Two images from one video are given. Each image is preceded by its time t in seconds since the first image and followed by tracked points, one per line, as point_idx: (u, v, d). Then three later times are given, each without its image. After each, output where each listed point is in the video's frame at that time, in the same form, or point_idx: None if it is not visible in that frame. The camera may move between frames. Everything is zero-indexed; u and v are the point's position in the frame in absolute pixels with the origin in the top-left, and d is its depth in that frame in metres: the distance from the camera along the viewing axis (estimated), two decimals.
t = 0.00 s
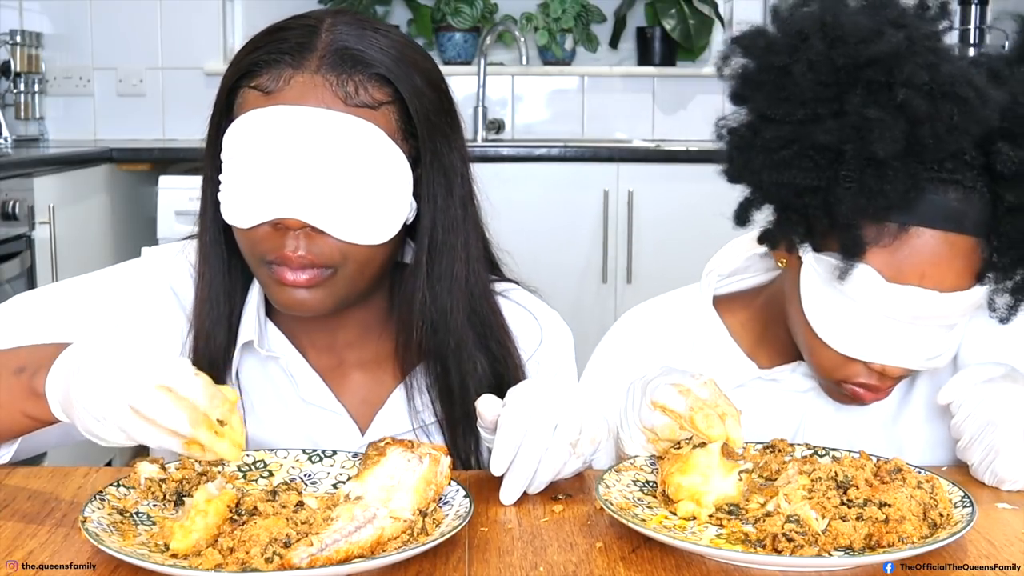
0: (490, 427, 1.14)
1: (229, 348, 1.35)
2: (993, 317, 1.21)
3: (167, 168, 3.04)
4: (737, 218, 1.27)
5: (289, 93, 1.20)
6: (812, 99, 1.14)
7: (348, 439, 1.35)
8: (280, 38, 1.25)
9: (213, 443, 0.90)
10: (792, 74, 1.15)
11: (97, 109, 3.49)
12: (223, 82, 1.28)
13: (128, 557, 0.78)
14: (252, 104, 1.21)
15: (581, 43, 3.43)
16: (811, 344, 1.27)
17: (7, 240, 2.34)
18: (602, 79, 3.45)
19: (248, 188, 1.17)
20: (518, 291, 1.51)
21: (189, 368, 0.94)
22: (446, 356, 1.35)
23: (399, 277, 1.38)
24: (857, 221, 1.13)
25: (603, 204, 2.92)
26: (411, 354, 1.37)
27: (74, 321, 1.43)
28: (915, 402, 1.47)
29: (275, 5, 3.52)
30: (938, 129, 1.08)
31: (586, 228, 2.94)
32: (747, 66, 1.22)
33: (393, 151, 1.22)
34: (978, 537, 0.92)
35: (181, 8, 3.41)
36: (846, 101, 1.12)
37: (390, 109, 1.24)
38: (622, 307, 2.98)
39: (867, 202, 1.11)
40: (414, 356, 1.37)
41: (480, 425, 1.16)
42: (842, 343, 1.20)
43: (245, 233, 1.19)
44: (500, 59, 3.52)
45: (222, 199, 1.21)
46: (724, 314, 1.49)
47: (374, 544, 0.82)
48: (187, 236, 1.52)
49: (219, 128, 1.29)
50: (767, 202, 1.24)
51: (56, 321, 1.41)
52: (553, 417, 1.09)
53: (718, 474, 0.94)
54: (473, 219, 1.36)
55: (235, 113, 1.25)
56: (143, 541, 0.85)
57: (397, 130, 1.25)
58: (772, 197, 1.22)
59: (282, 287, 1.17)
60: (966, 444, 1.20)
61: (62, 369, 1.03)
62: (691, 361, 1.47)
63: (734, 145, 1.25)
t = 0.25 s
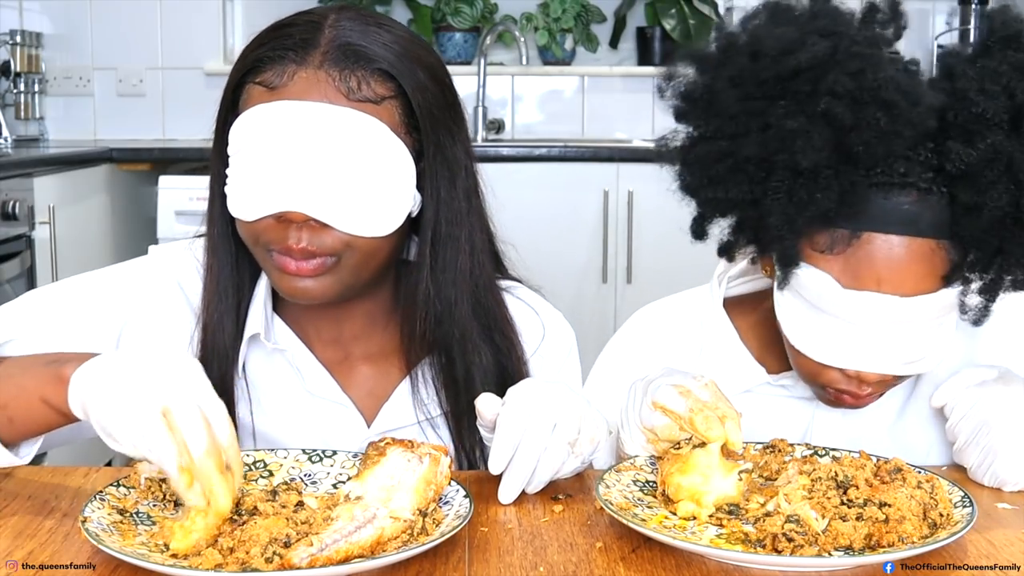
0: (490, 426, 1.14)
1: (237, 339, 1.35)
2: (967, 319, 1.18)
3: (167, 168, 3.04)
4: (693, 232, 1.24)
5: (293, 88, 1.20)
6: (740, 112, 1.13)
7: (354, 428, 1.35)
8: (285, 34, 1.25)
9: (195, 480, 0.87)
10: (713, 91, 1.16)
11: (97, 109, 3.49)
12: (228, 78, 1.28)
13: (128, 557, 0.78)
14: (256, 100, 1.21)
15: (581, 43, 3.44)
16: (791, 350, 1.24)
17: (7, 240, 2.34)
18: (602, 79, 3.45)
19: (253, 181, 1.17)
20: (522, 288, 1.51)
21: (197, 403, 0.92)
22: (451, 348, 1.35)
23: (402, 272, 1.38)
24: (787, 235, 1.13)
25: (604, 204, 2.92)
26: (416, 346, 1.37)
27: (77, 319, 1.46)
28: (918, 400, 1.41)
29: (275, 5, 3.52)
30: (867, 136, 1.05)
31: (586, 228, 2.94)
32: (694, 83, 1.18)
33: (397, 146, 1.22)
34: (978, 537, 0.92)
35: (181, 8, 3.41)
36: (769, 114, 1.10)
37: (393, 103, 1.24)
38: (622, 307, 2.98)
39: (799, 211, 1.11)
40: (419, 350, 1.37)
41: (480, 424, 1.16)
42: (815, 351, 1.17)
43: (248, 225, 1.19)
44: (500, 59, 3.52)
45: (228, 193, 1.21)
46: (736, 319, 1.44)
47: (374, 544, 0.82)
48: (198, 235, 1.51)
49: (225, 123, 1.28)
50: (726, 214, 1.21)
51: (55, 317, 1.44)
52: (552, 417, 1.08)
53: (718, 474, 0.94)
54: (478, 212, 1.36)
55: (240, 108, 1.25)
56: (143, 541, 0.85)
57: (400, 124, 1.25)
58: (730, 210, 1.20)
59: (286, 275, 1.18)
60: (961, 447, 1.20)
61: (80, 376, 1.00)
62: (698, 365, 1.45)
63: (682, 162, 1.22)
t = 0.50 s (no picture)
0: (490, 426, 1.14)
1: (239, 335, 1.35)
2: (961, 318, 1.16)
3: (168, 168, 3.04)
4: (687, 231, 1.24)
5: (297, 82, 1.20)
6: (729, 112, 1.13)
7: (358, 425, 1.36)
8: (289, 29, 1.25)
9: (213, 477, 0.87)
10: (704, 90, 1.16)
11: (97, 109, 3.49)
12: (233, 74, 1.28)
13: (128, 557, 0.78)
14: (260, 94, 1.21)
15: (581, 43, 3.44)
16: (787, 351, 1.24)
17: (8, 240, 2.34)
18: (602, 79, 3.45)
19: (257, 175, 1.17)
20: (524, 288, 1.52)
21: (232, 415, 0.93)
22: (454, 344, 1.35)
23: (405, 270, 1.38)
24: (778, 233, 1.13)
25: (604, 204, 2.92)
26: (420, 342, 1.37)
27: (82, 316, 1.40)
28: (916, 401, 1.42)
29: (275, 5, 3.52)
30: (857, 133, 1.06)
31: (586, 228, 2.94)
32: (683, 83, 1.20)
33: (400, 141, 1.22)
34: (978, 537, 0.92)
35: (181, 8, 3.41)
36: (759, 111, 1.10)
37: (396, 98, 1.24)
38: (622, 307, 2.98)
39: (789, 209, 1.12)
40: (422, 346, 1.37)
41: (479, 424, 1.16)
42: (810, 351, 1.17)
43: (252, 219, 1.19)
44: (500, 59, 3.52)
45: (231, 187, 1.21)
46: (735, 320, 1.44)
47: (374, 544, 0.82)
48: (201, 235, 1.52)
49: (230, 119, 1.29)
50: (718, 213, 1.22)
51: (63, 314, 1.37)
52: (552, 417, 1.08)
53: (718, 474, 0.94)
54: (480, 209, 1.36)
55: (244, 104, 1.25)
56: (143, 541, 0.85)
57: (403, 119, 1.25)
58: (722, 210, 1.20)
59: (289, 270, 1.18)
60: (959, 447, 1.19)
61: (102, 375, 1.03)
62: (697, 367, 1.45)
63: (674, 162, 1.22)
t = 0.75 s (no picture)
0: (490, 426, 1.14)
1: (240, 334, 1.35)
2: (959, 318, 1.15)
3: (167, 168, 3.04)
4: (686, 231, 1.23)
5: (302, 81, 1.20)
6: (727, 112, 1.13)
7: (358, 424, 1.35)
8: (294, 28, 1.25)
9: (251, 482, 0.90)
10: (703, 91, 1.15)
11: (97, 109, 3.49)
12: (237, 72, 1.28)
13: (128, 557, 0.78)
14: (265, 93, 1.21)
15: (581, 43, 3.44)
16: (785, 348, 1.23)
17: (8, 240, 2.34)
18: (602, 79, 3.45)
19: (260, 173, 1.18)
20: (524, 288, 1.52)
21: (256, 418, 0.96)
22: (454, 344, 1.35)
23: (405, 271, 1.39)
24: (775, 233, 1.14)
25: (604, 204, 2.92)
26: (420, 343, 1.37)
27: (85, 315, 1.37)
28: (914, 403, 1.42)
29: (275, 5, 3.52)
30: (854, 131, 1.06)
31: (586, 228, 2.94)
32: (682, 84, 1.19)
33: (403, 141, 1.22)
34: (978, 537, 0.92)
35: (181, 8, 3.41)
36: (756, 110, 1.10)
37: (400, 98, 1.24)
38: (622, 307, 2.98)
39: (786, 209, 1.12)
40: (423, 346, 1.37)
41: (479, 425, 1.16)
42: (810, 351, 1.17)
43: (255, 218, 1.19)
44: (500, 59, 3.52)
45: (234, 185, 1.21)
46: (733, 321, 1.44)
47: (374, 544, 0.82)
48: (202, 234, 1.53)
49: (233, 117, 1.29)
50: (717, 213, 1.21)
51: (67, 314, 1.34)
52: (552, 417, 1.08)
53: (718, 474, 0.94)
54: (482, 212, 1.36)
55: (248, 102, 1.25)
56: (143, 541, 0.85)
57: (407, 119, 1.25)
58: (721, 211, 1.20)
59: (291, 270, 1.17)
60: (955, 449, 1.19)
61: (113, 382, 1.06)
62: (696, 367, 1.45)
63: (672, 163, 1.22)
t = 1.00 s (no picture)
0: (490, 426, 1.14)
1: (236, 333, 1.35)
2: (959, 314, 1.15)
3: (167, 168, 3.04)
4: (686, 224, 1.24)
5: (295, 80, 1.20)
6: (728, 104, 1.13)
7: (353, 425, 1.35)
8: (288, 28, 1.25)
9: (251, 487, 0.93)
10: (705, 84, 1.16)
11: (97, 109, 3.49)
12: (232, 72, 1.28)
13: (128, 557, 0.78)
14: (259, 92, 1.21)
15: (581, 43, 3.44)
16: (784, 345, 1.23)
17: (7, 240, 2.34)
18: (602, 79, 3.45)
19: (255, 174, 1.18)
20: (520, 288, 1.52)
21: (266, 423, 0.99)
22: (450, 342, 1.35)
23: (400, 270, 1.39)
24: (775, 225, 1.14)
25: (604, 204, 2.92)
26: (416, 342, 1.37)
27: (85, 317, 1.36)
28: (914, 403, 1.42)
29: (275, 5, 3.52)
30: (854, 125, 1.06)
31: (586, 228, 2.94)
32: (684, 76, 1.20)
33: (397, 139, 1.22)
34: (978, 537, 0.92)
35: (181, 8, 3.41)
36: (757, 103, 1.10)
37: (394, 97, 1.24)
38: (622, 306, 2.98)
39: (786, 201, 1.12)
40: (418, 344, 1.37)
41: (479, 425, 1.16)
42: (810, 347, 1.17)
43: (251, 218, 1.18)
44: (500, 59, 3.52)
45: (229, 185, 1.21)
46: (733, 320, 1.44)
47: (374, 544, 0.82)
48: (200, 236, 1.54)
49: (227, 118, 1.29)
50: (717, 207, 1.21)
51: (69, 314, 1.33)
52: (552, 418, 1.08)
53: (718, 474, 0.94)
54: (476, 209, 1.36)
55: (243, 103, 1.25)
56: (143, 541, 0.85)
57: (401, 119, 1.25)
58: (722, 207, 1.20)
59: (288, 268, 1.17)
60: (955, 448, 1.19)
61: (119, 385, 1.08)
62: (697, 368, 1.45)
63: (672, 155, 1.22)
